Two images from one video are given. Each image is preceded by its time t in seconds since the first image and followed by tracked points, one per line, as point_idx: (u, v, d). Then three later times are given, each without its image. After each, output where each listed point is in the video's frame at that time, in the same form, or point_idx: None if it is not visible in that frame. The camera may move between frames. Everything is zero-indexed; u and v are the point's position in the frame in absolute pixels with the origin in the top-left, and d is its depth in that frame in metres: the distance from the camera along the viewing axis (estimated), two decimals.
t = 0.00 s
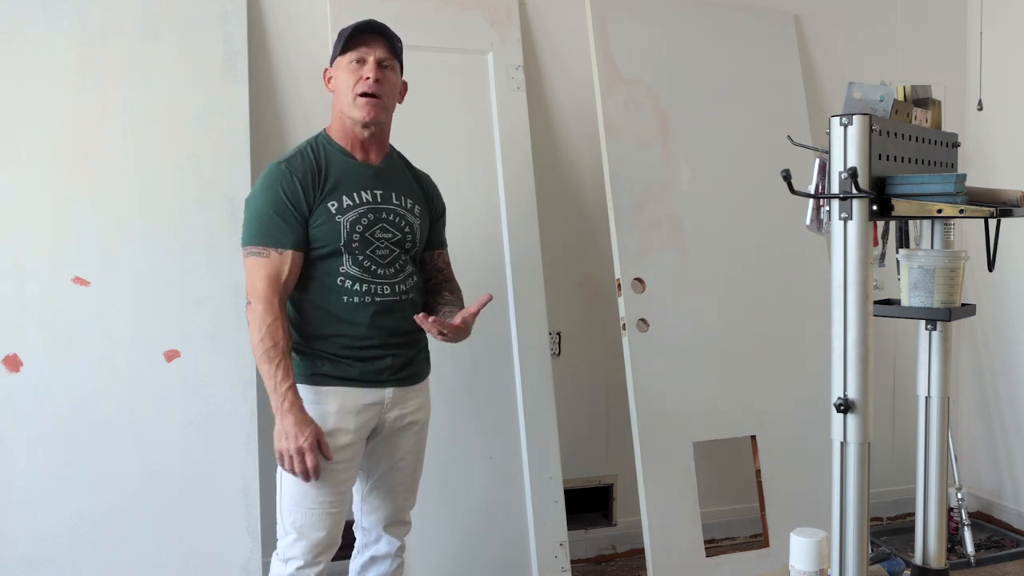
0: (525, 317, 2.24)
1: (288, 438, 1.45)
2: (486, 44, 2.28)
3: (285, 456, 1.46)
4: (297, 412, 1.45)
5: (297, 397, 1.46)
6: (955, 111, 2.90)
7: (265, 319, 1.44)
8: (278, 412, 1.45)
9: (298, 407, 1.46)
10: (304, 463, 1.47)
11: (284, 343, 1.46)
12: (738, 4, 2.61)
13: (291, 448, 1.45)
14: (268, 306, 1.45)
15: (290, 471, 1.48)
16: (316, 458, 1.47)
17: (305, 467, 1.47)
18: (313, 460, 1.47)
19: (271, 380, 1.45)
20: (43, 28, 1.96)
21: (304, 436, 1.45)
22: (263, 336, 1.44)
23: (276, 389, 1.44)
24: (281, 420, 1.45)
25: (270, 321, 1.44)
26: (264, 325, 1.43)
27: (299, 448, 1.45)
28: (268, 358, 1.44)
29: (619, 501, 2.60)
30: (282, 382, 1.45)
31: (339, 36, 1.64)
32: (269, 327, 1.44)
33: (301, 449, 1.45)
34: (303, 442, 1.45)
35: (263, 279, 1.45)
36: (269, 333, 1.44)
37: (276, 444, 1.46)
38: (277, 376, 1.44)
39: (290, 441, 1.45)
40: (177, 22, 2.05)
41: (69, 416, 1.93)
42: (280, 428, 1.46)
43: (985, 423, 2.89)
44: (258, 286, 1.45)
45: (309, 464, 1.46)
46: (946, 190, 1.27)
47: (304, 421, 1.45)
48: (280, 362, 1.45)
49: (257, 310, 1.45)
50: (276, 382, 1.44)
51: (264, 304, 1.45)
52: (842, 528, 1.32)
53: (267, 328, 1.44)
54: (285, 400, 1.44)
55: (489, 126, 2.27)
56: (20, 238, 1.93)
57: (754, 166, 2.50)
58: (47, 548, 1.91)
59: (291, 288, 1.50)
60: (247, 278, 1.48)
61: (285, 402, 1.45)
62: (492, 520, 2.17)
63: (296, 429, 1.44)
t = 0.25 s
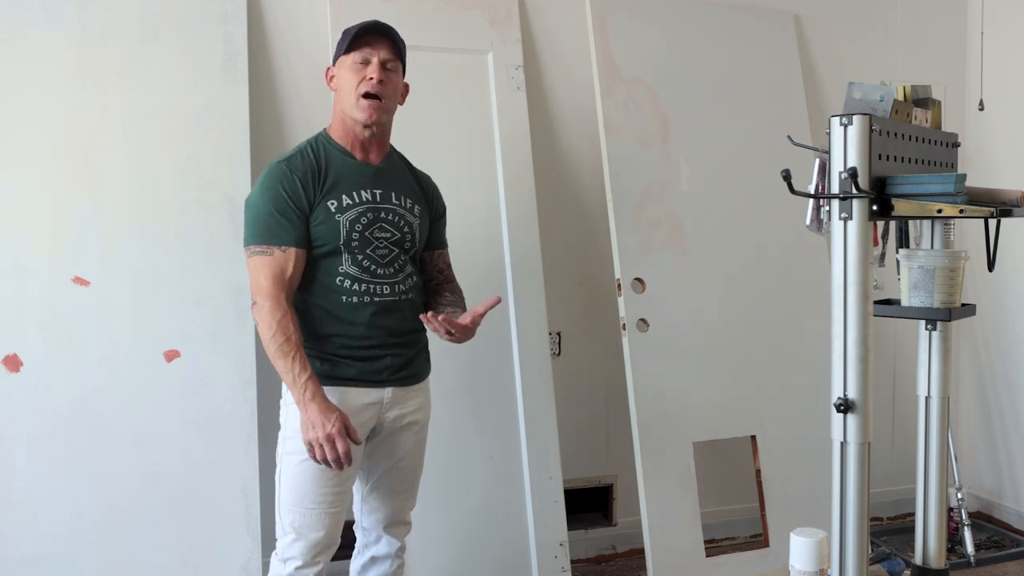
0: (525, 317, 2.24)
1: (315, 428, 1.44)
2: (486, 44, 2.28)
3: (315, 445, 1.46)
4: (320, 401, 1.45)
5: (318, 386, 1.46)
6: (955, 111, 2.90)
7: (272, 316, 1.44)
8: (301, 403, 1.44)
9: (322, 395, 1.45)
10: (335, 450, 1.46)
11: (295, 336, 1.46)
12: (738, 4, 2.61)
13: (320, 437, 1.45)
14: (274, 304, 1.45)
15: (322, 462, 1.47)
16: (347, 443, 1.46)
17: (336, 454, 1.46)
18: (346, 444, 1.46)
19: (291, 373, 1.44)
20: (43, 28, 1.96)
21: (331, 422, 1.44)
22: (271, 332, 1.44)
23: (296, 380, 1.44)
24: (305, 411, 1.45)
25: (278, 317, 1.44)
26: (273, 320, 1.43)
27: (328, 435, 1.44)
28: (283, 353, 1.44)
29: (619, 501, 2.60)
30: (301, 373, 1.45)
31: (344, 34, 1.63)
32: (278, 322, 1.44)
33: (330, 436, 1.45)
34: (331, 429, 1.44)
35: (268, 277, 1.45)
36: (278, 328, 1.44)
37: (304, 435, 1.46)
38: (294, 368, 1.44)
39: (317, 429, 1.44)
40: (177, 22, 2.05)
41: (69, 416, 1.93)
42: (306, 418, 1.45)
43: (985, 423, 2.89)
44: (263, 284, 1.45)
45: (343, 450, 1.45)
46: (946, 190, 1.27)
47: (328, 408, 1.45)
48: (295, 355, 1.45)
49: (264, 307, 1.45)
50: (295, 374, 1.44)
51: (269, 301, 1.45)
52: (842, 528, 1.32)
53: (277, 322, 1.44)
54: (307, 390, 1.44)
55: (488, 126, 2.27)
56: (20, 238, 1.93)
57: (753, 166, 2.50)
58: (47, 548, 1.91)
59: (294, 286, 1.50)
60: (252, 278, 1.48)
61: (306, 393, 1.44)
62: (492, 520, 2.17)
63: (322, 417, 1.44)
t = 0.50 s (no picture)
0: (525, 317, 2.24)
1: (294, 437, 1.45)
2: (486, 44, 2.28)
3: (291, 454, 1.47)
4: (302, 411, 1.46)
5: (302, 395, 1.46)
6: (955, 111, 2.90)
7: (268, 318, 1.44)
8: (283, 410, 1.45)
9: (305, 404, 1.46)
10: (310, 461, 1.47)
11: (287, 342, 1.46)
12: (738, 4, 2.61)
13: (298, 447, 1.46)
14: (270, 306, 1.45)
15: (295, 470, 1.49)
16: (323, 455, 1.48)
17: (311, 465, 1.48)
18: (320, 457, 1.48)
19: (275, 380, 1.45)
20: (43, 28, 1.96)
21: (310, 434, 1.46)
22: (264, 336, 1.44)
23: (281, 388, 1.44)
24: (287, 419, 1.45)
25: (272, 320, 1.44)
26: (267, 325, 1.43)
27: (305, 447, 1.46)
28: (273, 357, 1.44)
29: (619, 501, 2.60)
30: (286, 381, 1.45)
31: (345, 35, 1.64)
32: (272, 326, 1.44)
33: (307, 447, 1.46)
34: (309, 440, 1.46)
35: (264, 278, 1.45)
36: (269, 332, 1.44)
37: (282, 442, 1.47)
38: (281, 375, 1.44)
39: (296, 439, 1.45)
40: (177, 22, 2.05)
41: (69, 416, 1.93)
42: (286, 426, 1.46)
43: (985, 423, 2.89)
44: (260, 286, 1.46)
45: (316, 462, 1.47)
46: (946, 190, 1.27)
47: (310, 419, 1.46)
48: (284, 360, 1.45)
49: (260, 309, 1.45)
50: (281, 381, 1.44)
51: (265, 303, 1.45)
52: (842, 528, 1.32)
53: (270, 327, 1.44)
54: (291, 399, 1.45)
55: (488, 126, 2.27)
56: (20, 238, 1.93)
57: (753, 166, 2.50)
58: (47, 548, 1.91)
59: (292, 287, 1.50)
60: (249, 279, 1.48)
61: (290, 401, 1.45)
62: (492, 520, 2.17)
63: (302, 428, 1.45)
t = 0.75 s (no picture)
0: (525, 317, 2.24)
1: (280, 439, 1.45)
2: (486, 44, 2.28)
3: (276, 456, 1.46)
4: (290, 414, 1.45)
5: (292, 398, 1.46)
6: (955, 111, 2.90)
7: (263, 318, 1.45)
8: (271, 411, 1.45)
9: (292, 407, 1.46)
10: (295, 464, 1.47)
11: (280, 343, 1.46)
12: (738, 4, 2.61)
13: (283, 449, 1.45)
14: (266, 306, 1.45)
15: (280, 472, 1.48)
16: (307, 460, 1.47)
17: (295, 468, 1.47)
18: (303, 462, 1.47)
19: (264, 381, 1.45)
20: (43, 28, 1.96)
21: (296, 437, 1.45)
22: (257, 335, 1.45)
23: (271, 388, 1.45)
24: (275, 420, 1.45)
25: (267, 320, 1.45)
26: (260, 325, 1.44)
27: (290, 450, 1.45)
28: (264, 358, 1.45)
29: (619, 501, 2.60)
30: (276, 382, 1.45)
31: (342, 35, 1.63)
32: (265, 326, 1.45)
33: (292, 450, 1.45)
34: (295, 443, 1.45)
35: (261, 278, 1.46)
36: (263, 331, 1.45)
37: (268, 443, 1.46)
38: (272, 375, 1.45)
39: (282, 441, 1.45)
40: (177, 22, 2.05)
41: (69, 416, 1.93)
42: (273, 427, 1.46)
43: (985, 423, 2.89)
44: (256, 285, 1.46)
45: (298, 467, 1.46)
46: (946, 190, 1.27)
47: (297, 422, 1.46)
48: (276, 362, 1.45)
49: (256, 308, 1.45)
50: (271, 382, 1.45)
51: (261, 303, 1.45)
52: (842, 528, 1.32)
53: (263, 327, 1.44)
54: (279, 401, 1.45)
55: (488, 126, 2.27)
56: (20, 238, 1.93)
57: (753, 165, 2.50)
58: (47, 548, 1.91)
59: (290, 286, 1.50)
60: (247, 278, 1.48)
61: (278, 402, 1.45)
62: (492, 520, 2.17)
63: (288, 430, 1.45)
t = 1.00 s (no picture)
0: (525, 317, 2.24)
1: (297, 431, 1.44)
2: (486, 44, 2.28)
3: (295, 448, 1.46)
4: (305, 404, 1.45)
5: (305, 389, 1.46)
6: (955, 111, 2.90)
7: (268, 313, 1.45)
8: (286, 404, 1.45)
9: (307, 397, 1.45)
10: (315, 455, 1.46)
11: (289, 336, 1.46)
12: (738, 4, 2.61)
13: (301, 441, 1.45)
14: (270, 301, 1.45)
15: (300, 464, 1.48)
16: (327, 449, 1.47)
17: (316, 459, 1.47)
18: (324, 450, 1.46)
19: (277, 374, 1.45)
20: (43, 28, 1.96)
21: (313, 427, 1.45)
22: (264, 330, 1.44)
23: (284, 380, 1.44)
24: (289, 413, 1.45)
25: (273, 316, 1.44)
26: (267, 320, 1.44)
27: (308, 440, 1.45)
28: (274, 352, 1.44)
29: (619, 501, 2.60)
30: (289, 374, 1.45)
31: (336, 38, 1.62)
32: (272, 321, 1.44)
33: (311, 441, 1.45)
34: (313, 433, 1.45)
35: (266, 273, 1.45)
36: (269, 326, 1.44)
37: (285, 437, 1.46)
38: (283, 368, 1.44)
39: (299, 433, 1.44)
40: (177, 22, 2.05)
41: (69, 416, 1.93)
42: (289, 420, 1.45)
43: (985, 423, 2.89)
44: (261, 280, 1.46)
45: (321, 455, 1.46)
46: (946, 190, 1.27)
47: (312, 412, 1.45)
48: (286, 354, 1.45)
49: (261, 304, 1.45)
50: (283, 374, 1.44)
51: (265, 298, 1.45)
52: (842, 528, 1.32)
53: (270, 322, 1.44)
54: (293, 392, 1.44)
55: (488, 127, 2.27)
56: (20, 238, 1.93)
57: (753, 165, 2.50)
58: (47, 548, 1.91)
59: (293, 283, 1.50)
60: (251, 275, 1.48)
61: (292, 394, 1.44)
62: (492, 520, 2.17)
63: (304, 421, 1.44)
